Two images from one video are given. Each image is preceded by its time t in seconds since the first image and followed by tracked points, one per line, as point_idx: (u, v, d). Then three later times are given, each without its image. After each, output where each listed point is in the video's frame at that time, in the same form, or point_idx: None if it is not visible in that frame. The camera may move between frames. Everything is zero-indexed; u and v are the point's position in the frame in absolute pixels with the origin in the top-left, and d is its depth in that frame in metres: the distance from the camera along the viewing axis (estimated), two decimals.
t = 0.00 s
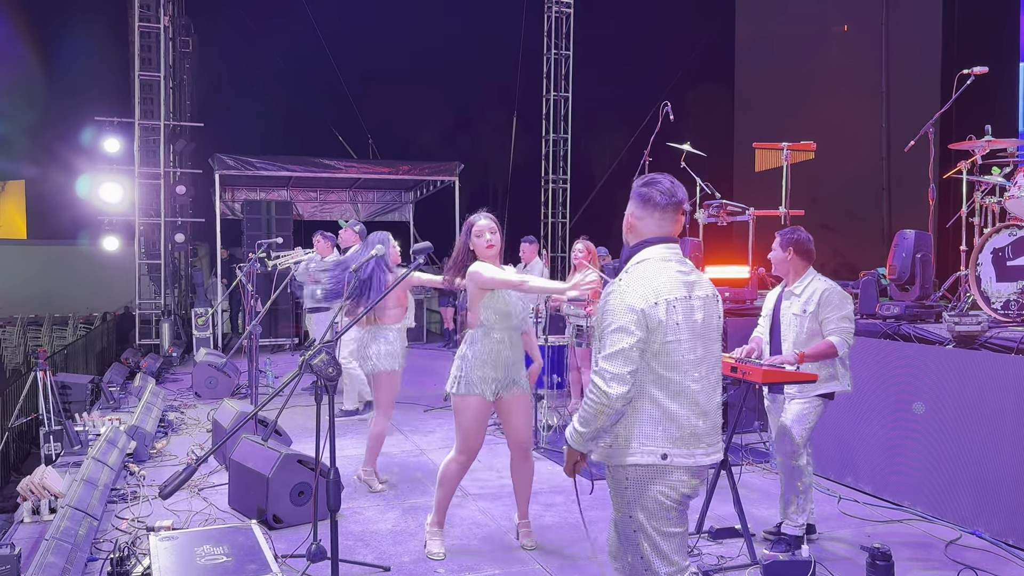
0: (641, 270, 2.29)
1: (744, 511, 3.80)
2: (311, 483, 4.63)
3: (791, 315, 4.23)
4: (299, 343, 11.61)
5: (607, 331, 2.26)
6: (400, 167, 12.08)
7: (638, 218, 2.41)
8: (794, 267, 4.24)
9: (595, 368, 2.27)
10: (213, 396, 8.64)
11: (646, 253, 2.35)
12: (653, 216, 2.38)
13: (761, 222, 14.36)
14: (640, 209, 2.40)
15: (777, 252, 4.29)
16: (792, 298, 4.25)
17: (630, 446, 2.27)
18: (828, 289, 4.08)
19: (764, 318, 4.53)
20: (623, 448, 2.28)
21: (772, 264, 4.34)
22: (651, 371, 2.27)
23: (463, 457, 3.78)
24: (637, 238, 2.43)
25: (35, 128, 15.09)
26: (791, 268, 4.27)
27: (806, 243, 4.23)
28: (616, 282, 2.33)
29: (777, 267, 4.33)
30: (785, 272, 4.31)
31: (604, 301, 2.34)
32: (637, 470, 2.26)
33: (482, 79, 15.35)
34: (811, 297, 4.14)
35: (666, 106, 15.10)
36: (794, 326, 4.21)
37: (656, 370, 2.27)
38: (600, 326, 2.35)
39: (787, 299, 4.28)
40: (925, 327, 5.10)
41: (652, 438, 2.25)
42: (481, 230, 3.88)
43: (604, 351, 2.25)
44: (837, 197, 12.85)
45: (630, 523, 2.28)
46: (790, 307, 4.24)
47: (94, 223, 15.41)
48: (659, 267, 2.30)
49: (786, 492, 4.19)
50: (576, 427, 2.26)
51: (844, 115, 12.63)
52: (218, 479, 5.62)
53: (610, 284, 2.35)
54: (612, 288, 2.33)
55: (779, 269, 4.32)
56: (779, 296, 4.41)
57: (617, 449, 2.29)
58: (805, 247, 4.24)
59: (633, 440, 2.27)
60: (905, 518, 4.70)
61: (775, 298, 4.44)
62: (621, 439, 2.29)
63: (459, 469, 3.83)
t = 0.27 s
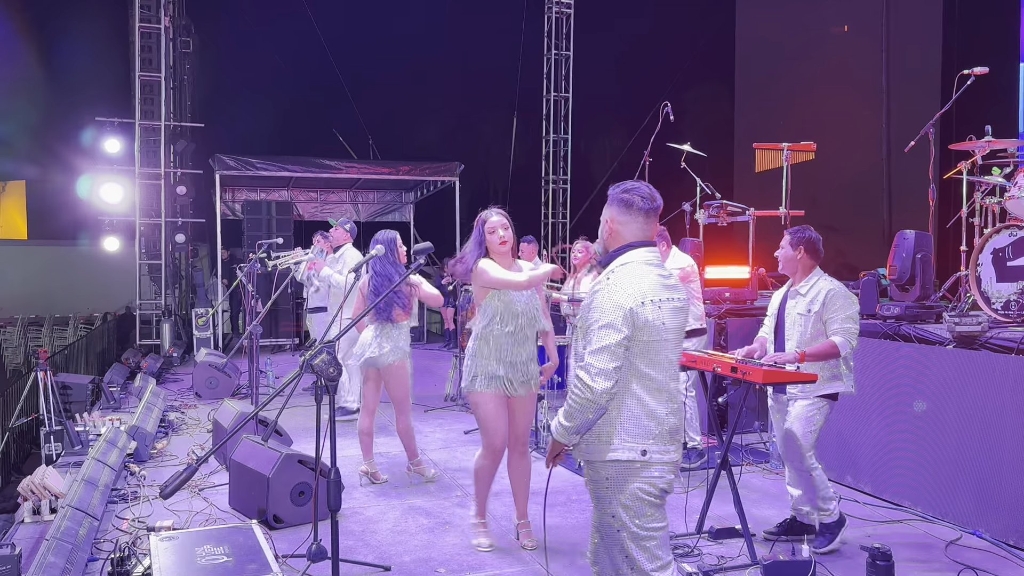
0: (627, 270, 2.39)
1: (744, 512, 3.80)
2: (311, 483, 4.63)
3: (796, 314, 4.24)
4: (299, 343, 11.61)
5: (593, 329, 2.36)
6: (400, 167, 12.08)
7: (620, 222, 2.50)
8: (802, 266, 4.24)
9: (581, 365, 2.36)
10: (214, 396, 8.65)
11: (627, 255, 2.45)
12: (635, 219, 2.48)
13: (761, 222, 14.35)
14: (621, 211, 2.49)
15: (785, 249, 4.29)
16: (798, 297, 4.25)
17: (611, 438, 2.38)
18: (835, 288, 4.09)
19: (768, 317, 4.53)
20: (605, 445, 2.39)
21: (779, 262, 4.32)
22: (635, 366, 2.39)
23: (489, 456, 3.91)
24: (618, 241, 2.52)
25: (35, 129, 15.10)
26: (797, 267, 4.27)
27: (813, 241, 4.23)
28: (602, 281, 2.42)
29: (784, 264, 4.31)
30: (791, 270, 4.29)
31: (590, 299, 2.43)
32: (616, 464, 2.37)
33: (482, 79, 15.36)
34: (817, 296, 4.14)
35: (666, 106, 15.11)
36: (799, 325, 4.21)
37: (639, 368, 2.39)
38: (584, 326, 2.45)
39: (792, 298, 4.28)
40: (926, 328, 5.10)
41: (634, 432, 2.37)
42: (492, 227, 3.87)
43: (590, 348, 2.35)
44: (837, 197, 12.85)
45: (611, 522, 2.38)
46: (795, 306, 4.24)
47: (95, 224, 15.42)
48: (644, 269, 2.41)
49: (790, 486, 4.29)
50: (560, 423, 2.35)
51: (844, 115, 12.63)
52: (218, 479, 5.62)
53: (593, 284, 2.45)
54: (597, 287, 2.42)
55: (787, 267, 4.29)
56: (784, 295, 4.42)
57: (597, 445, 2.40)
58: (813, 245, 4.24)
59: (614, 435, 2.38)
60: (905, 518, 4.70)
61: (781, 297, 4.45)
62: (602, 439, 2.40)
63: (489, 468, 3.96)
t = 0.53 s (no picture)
0: (606, 267, 2.40)
1: (745, 513, 3.79)
2: (312, 483, 4.63)
3: (806, 313, 4.22)
4: (299, 343, 11.62)
5: (574, 325, 2.33)
6: (400, 167, 12.09)
7: (593, 219, 2.52)
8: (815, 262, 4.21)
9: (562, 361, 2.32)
10: (214, 396, 8.66)
11: (602, 252, 2.46)
12: (609, 218, 2.51)
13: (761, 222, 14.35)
14: (595, 209, 2.51)
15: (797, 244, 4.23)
16: (808, 296, 4.23)
17: (589, 435, 2.37)
18: (845, 287, 4.07)
19: (777, 315, 4.52)
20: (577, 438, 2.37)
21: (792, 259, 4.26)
22: (615, 365, 2.40)
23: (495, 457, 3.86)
24: (591, 239, 2.53)
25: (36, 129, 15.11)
26: (809, 263, 4.23)
27: (825, 237, 4.20)
28: (579, 278, 2.41)
29: (796, 262, 4.25)
30: (804, 269, 4.24)
31: (568, 297, 2.40)
32: (587, 457, 2.36)
33: (482, 79, 15.36)
34: (827, 295, 4.12)
35: (666, 107, 15.11)
36: (810, 325, 4.21)
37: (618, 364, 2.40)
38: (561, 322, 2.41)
39: (803, 296, 4.26)
40: (927, 328, 5.10)
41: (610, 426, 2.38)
42: (498, 227, 3.88)
43: (571, 345, 2.32)
44: (837, 197, 12.85)
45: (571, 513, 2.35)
46: (805, 305, 4.23)
47: (95, 224, 15.42)
48: (620, 267, 2.43)
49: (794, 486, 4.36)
50: (541, 421, 2.28)
51: (844, 115, 12.63)
52: (219, 479, 5.62)
53: (569, 280, 2.44)
54: (575, 284, 2.40)
55: (799, 265, 4.24)
56: (795, 291, 4.41)
57: (572, 438, 2.37)
58: (824, 241, 4.20)
59: (588, 428, 2.38)
60: (906, 519, 4.70)
61: (791, 294, 4.43)
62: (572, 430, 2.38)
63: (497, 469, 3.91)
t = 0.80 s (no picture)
0: (578, 269, 2.42)
1: (745, 513, 3.79)
2: (311, 483, 4.63)
3: (816, 317, 4.23)
4: (299, 343, 11.62)
5: (556, 329, 2.34)
6: (400, 168, 12.09)
7: (557, 221, 2.52)
8: (829, 264, 4.17)
9: (546, 366, 2.33)
10: (214, 396, 8.66)
11: (571, 253, 2.47)
12: (572, 218, 2.52)
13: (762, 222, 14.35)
14: (559, 211, 2.52)
15: (819, 245, 4.17)
16: (819, 300, 4.22)
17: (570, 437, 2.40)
18: (853, 291, 4.05)
19: (789, 315, 4.52)
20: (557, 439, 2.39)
21: (810, 260, 4.20)
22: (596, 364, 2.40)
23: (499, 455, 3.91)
24: (554, 242, 2.53)
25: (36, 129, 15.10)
26: (827, 264, 4.17)
27: (844, 241, 4.19)
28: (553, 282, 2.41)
29: (813, 262, 4.20)
30: (819, 270, 4.20)
31: (544, 299, 2.42)
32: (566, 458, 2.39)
33: (482, 79, 15.36)
34: (837, 300, 4.11)
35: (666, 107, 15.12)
36: (819, 329, 4.21)
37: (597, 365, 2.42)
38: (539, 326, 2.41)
39: (814, 300, 4.26)
40: (926, 328, 5.10)
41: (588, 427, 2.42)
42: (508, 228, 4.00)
43: (554, 349, 2.33)
44: (837, 197, 12.85)
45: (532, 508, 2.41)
46: (816, 310, 4.22)
47: (95, 224, 15.42)
48: (589, 266, 2.46)
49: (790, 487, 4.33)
50: (529, 427, 2.27)
51: (845, 115, 12.63)
52: (219, 479, 5.62)
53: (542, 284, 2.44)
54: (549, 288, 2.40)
55: (818, 265, 4.19)
56: (807, 292, 4.40)
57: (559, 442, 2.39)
58: (843, 244, 4.18)
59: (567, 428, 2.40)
60: (906, 519, 4.70)
61: (804, 294, 4.42)
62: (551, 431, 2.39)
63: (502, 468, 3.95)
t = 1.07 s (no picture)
0: (528, 277, 2.51)
1: (745, 513, 3.79)
2: (311, 483, 4.63)
3: (820, 317, 4.23)
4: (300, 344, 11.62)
5: (516, 342, 2.40)
6: (400, 168, 12.08)
7: (505, 228, 2.66)
8: (841, 263, 4.16)
9: (509, 380, 2.39)
10: (214, 396, 8.65)
11: (521, 261, 2.57)
12: (519, 225, 2.66)
13: (762, 222, 14.35)
14: (507, 218, 2.66)
15: (836, 244, 4.16)
16: (824, 299, 4.22)
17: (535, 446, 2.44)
18: (858, 292, 4.05)
19: (793, 313, 4.49)
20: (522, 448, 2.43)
21: (823, 257, 4.18)
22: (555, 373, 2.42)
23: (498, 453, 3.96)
24: (503, 248, 2.67)
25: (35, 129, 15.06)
26: (840, 263, 4.16)
27: (860, 244, 4.20)
28: (506, 292, 2.49)
29: (826, 260, 4.18)
30: (830, 269, 4.19)
31: (498, 313, 2.49)
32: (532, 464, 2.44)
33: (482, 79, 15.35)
34: (841, 300, 4.11)
35: (666, 107, 15.12)
36: (822, 329, 4.21)
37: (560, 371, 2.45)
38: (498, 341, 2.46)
39: (818, 298, 4.25)
40: (926, 328, 5.11)
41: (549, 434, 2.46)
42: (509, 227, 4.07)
43: (515, 363, 2.40)
44: (837, 197, 12.84)
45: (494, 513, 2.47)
46: (820, 308, 4.22)
47: (95, 224, 15.42)
48: (538, 273, 2.55)
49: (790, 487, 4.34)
50: (500, 442, 2.33)
51: (844, 115, 12.63)
52: (219, 479, 5.63)
53: (494, 295, 2.53)
54: (504, 300, 2.48)
55: (828, 261, 4.17)
56: (812, 290, 4.37)
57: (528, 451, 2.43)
58: (857, 246, 4.18)
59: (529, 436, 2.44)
60: (906, 519, 4.70)
61: (808, 292, 4.41)
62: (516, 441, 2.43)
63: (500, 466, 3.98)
